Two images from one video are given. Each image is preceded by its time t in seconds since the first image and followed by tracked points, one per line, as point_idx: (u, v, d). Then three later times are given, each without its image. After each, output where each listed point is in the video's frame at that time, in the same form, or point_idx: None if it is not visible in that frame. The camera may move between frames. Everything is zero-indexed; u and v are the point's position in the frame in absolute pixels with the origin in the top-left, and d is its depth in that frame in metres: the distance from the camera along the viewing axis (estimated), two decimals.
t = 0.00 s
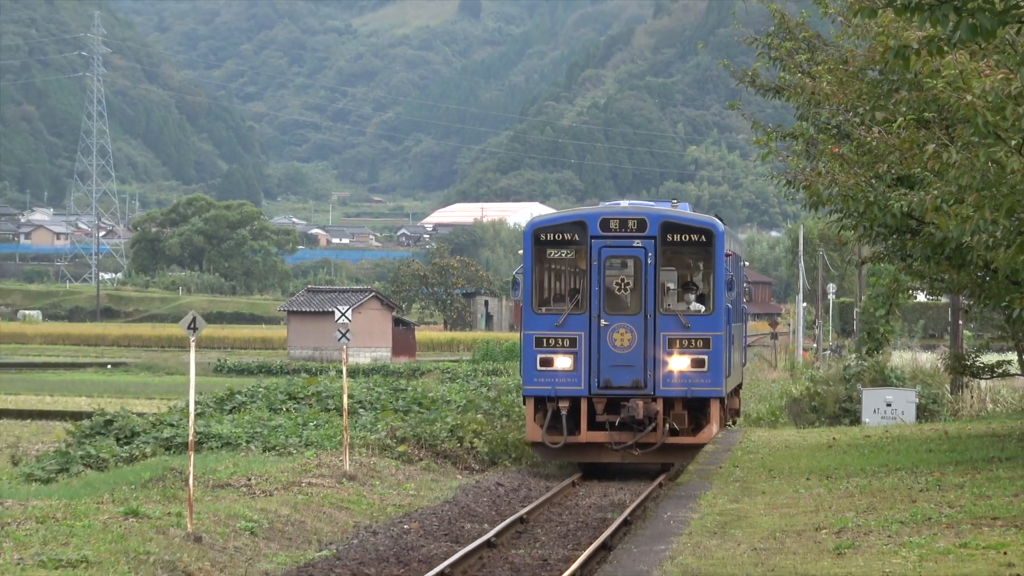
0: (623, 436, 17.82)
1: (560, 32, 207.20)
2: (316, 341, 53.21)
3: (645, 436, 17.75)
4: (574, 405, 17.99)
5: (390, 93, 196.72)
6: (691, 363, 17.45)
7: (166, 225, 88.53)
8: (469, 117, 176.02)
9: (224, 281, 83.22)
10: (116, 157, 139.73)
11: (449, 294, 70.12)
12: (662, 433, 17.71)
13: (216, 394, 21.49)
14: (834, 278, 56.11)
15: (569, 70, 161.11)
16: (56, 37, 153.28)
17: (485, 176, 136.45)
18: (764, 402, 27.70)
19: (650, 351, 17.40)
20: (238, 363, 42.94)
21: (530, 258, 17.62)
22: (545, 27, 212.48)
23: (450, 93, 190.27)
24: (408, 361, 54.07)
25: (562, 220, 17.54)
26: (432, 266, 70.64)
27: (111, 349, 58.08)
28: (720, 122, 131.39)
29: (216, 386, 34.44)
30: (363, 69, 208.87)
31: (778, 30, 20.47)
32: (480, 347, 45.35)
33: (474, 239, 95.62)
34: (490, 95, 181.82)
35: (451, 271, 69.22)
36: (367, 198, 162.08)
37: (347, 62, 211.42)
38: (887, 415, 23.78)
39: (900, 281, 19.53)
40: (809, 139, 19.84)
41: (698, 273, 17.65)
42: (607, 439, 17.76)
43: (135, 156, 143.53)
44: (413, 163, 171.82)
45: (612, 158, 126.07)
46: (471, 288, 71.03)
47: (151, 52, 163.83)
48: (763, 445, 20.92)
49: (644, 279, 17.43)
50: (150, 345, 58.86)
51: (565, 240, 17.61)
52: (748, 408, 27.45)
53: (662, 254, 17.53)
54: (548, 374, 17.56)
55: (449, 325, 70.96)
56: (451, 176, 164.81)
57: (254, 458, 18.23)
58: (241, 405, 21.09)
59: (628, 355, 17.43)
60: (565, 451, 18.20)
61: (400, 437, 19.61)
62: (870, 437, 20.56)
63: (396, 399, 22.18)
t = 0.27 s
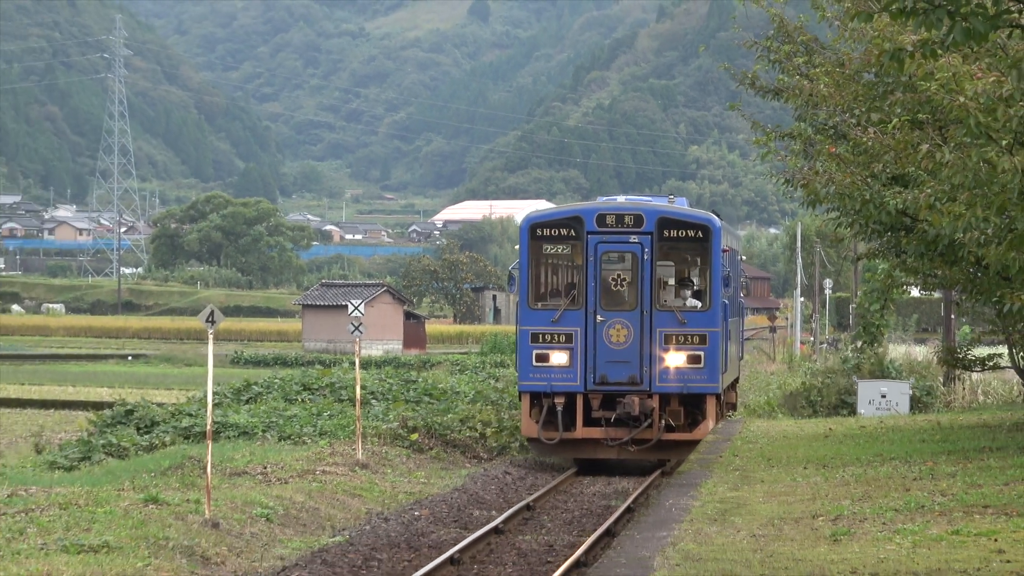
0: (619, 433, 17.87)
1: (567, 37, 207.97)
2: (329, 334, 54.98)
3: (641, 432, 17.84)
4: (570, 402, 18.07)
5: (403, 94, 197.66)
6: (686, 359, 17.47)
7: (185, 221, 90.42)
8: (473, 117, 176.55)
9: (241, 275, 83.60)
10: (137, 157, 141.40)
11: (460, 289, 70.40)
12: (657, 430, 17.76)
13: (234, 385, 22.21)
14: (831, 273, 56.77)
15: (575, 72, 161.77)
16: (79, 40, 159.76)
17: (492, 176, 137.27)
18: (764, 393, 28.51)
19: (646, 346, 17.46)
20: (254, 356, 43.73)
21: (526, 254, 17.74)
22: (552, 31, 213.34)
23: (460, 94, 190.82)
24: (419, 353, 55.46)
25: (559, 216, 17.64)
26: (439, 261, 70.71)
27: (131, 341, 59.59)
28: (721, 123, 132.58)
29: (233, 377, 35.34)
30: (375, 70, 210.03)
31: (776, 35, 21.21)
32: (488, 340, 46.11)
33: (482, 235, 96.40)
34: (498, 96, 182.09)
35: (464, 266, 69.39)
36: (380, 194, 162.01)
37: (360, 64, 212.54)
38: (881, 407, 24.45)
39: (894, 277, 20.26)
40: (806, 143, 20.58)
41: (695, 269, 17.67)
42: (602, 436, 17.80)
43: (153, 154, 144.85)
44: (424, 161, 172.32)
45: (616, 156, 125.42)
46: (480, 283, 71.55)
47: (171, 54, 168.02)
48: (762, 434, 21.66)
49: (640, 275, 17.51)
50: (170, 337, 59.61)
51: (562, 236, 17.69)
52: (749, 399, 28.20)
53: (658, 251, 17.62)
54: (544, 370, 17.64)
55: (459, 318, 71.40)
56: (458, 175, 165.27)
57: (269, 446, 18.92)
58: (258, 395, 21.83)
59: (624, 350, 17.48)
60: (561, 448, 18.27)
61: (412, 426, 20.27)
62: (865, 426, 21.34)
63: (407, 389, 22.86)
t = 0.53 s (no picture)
0: (617, 428, 18.02)
1: (575, 42, 208.51)
2: (343, 329, 56.44)
3: (639, 428, 17.97)
4: (568, 397, 18.19)
5: (416, 99, 198.74)
6: (685, 354, 17.56)
7: (205, 220, 92.77)
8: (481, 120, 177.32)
9: (259, 272, 86.08)
10: (159, 158, 142.90)
11: (471, 286, 72.35)
12: (655, 425, 17.87)
13: (252, 379, 23.00)
14: (829, 272, 57.56)
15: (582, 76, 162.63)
16: (103, 46, 165.92)
17: (502, 177, 138.18)
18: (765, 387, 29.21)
19: (645, 341, 17.55)
20: (272, 350, 44.68)
21: (525, 247, 17.76)
22: (560, 37, 214.03)
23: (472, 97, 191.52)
24: (430, 348, 57.38)
25: (558, 210, 17.68)
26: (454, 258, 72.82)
27: (153, 335, 61.46)
28: (723, 125, 133.42)
29: (251, 371, 36.37)
30: (389, 74, 211.33)
31: (778, 40, 21.89)
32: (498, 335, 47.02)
33: (493, 234, 97.31)
34: (508, 98, 182.78)
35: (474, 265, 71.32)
36: (394, 194, 163.32)
37: (375, 69, 213.77)
38: (879, 400, 25.07)
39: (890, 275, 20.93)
40: (806, 145, 21.23)
41: (695, 265, 17.78)
42: (600, 431, 17.95)
43: (175, 155, 146.47)
44: (436, 161, 173.16)
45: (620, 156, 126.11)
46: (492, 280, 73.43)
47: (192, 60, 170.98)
48: (764, 426, 22.33)
49: (639, 270, 17.59)
50: (190, 333, 62.02)
51: (559, 230, 17.73)
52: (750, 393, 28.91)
53: (657, 246, 17.70)
54: (541, 365, 17.73)
55: (470, 314, 73.36)
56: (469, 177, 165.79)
57: (287, 438, 19.61)
58: (275, 388, 22.59)
59: (623, 346, 17.57)
60: (559, 443, 18.44)
61: (424, 418, 20.94)
62: (862, 419, 22.01)
63: (420, 382, 23.58)
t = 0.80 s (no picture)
0: (620, 427, 18.45)
1: (587, 47, 209.01)
2: (364, 325, 58.10)
3: (642, 427, 18.35)
4: (571, 394, 18.60)
5: (434, 101, 199.07)
6: (689, 353, 17.90)
7: (230, 220, 94.29)
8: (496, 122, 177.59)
9: (281, 270, 87.97)
10: (185, 158, 144.20)
11: (487, 282, 73.53)
12: (658, 424, 18.27)
13: (275, 372, 23.79)
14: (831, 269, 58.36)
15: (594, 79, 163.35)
16: (131, 51, 170.15)
17: (516, 179, 138.99)
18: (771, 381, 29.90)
19: (648, 340, 17.89)
20: (294, 345, 45.47)
21: (528, 244, 18.12)
22: (573, 42, 214.57)
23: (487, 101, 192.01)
24: (448, 342, 58.45)
25: (561, 207, 18.00)
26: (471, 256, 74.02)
27: (179, 331, 62.11)
28: (731, 127, 134.13)
29: (274, 365, 37.23)
30: (408, 77, 212.17)
31: (784, 44, 22.53)
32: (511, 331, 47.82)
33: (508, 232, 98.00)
34: (523, 101, 183.25)
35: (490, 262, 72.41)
36: (412, 194, 164.60)
37: (394, 73, 214.75)
38: (882, 393, 25.69)
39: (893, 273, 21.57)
40: (811, 146, 21.95)
41: (699, 263, 18.08)
42: (603, 429, 18.39)
43: (201, 157, 147.93)
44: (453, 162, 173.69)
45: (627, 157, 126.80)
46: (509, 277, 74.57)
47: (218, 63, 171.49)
48: (770, 419, 23.02)
49: (642, 268, 17.90)
50: (214, 328, 62.79)
51: (563, 227, 18.06)
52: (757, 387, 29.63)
53: (661, 243, 17.99)
54: (544, 363, 18.13)
55: (487, 310, 74.67)
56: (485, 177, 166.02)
57: (309, 429, 20.35)
58: (297, 382, 23.39)
59: (626, 344, 17.94)
60: (562, 441, 18.95)
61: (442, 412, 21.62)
62: (865, 411, 22.69)
63: (438, 376, 24.33)
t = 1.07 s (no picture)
0: (631, 428, 18.98)
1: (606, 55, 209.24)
2: (392, 324, 59.02)
3: (653, 427, 18.89)
4: (582, 395, 19.09)
5: (459, 106, 199.54)
6: (700, 354, 18.42)
7: (262, 222, 95.69)
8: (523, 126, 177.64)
9: (312, 270, 89.62)
10: (219, 162, 146.35)
11: (510, 282, 74.39)
12: (669, 425, 18.81)
13: (307, 369, 24.63)
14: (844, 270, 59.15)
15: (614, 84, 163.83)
16: (165, 58, 173.01)
17: (538, 183, 139.82)
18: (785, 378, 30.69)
19: (658, 341, 18.38)
20: (326, 343, 46.27)
21: (539, 244, 18.59)
22: (593, 50, 214.78)
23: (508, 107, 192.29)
24: (473, 340, 59.46)
25: (572, 207, 18.47)
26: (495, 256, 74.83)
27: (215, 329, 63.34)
28: (746, 132, 134.61)
29: (305, 361, 38.06)
30: (433, 84, 213.07)
31: (797, 52, 23.47)
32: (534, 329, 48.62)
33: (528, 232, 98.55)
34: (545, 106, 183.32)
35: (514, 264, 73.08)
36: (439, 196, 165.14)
37: (421, 80, 215.95)
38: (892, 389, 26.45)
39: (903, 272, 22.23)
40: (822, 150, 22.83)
41: (711, 264, 18.59)
42: (614, 430, 18.90)
43: (234, 160, 149.65)
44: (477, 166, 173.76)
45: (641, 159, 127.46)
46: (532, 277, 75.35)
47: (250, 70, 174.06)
48: (785, 414, 23.76)
49: (654, 268, 18.38)
50: (247, 327, 64.08)
51: (574, 226, 18.55)
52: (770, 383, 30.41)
53: (673, 243, 18.49)
54: (555, 364, 18.60)
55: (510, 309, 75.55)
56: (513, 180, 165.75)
57: (339, 425, 21.07)
58: (328, 378, 24.26)
59: (636, 345, 18.40)
60: (572, 442, 19.45)
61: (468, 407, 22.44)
62: (877, 406, 23.43)
63: (464, 372, 25.16)
